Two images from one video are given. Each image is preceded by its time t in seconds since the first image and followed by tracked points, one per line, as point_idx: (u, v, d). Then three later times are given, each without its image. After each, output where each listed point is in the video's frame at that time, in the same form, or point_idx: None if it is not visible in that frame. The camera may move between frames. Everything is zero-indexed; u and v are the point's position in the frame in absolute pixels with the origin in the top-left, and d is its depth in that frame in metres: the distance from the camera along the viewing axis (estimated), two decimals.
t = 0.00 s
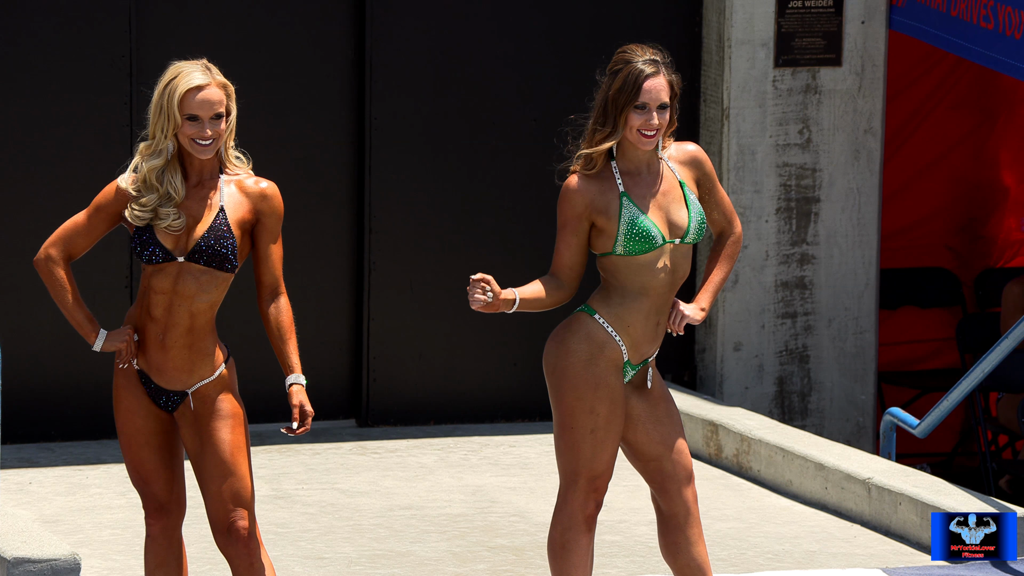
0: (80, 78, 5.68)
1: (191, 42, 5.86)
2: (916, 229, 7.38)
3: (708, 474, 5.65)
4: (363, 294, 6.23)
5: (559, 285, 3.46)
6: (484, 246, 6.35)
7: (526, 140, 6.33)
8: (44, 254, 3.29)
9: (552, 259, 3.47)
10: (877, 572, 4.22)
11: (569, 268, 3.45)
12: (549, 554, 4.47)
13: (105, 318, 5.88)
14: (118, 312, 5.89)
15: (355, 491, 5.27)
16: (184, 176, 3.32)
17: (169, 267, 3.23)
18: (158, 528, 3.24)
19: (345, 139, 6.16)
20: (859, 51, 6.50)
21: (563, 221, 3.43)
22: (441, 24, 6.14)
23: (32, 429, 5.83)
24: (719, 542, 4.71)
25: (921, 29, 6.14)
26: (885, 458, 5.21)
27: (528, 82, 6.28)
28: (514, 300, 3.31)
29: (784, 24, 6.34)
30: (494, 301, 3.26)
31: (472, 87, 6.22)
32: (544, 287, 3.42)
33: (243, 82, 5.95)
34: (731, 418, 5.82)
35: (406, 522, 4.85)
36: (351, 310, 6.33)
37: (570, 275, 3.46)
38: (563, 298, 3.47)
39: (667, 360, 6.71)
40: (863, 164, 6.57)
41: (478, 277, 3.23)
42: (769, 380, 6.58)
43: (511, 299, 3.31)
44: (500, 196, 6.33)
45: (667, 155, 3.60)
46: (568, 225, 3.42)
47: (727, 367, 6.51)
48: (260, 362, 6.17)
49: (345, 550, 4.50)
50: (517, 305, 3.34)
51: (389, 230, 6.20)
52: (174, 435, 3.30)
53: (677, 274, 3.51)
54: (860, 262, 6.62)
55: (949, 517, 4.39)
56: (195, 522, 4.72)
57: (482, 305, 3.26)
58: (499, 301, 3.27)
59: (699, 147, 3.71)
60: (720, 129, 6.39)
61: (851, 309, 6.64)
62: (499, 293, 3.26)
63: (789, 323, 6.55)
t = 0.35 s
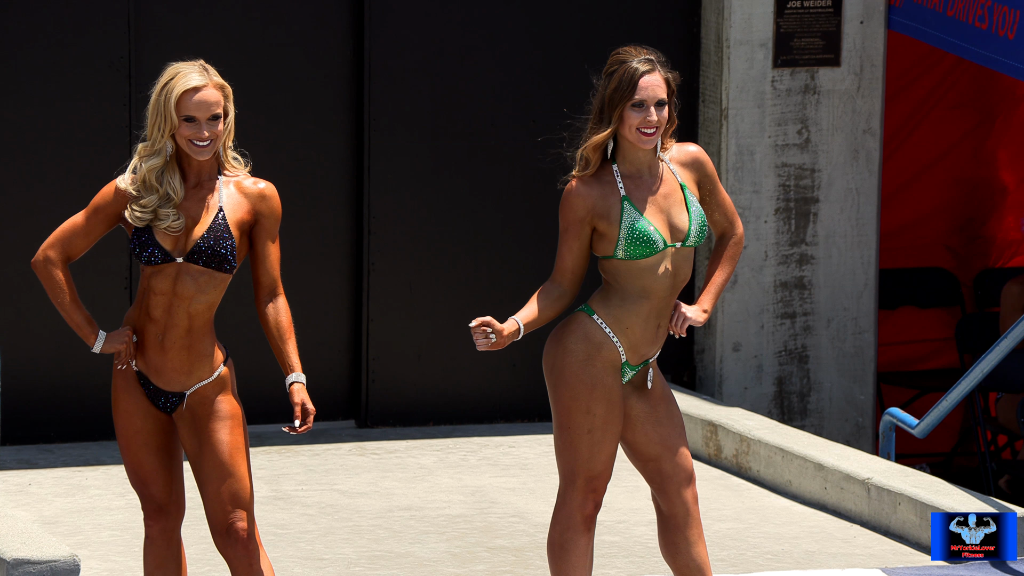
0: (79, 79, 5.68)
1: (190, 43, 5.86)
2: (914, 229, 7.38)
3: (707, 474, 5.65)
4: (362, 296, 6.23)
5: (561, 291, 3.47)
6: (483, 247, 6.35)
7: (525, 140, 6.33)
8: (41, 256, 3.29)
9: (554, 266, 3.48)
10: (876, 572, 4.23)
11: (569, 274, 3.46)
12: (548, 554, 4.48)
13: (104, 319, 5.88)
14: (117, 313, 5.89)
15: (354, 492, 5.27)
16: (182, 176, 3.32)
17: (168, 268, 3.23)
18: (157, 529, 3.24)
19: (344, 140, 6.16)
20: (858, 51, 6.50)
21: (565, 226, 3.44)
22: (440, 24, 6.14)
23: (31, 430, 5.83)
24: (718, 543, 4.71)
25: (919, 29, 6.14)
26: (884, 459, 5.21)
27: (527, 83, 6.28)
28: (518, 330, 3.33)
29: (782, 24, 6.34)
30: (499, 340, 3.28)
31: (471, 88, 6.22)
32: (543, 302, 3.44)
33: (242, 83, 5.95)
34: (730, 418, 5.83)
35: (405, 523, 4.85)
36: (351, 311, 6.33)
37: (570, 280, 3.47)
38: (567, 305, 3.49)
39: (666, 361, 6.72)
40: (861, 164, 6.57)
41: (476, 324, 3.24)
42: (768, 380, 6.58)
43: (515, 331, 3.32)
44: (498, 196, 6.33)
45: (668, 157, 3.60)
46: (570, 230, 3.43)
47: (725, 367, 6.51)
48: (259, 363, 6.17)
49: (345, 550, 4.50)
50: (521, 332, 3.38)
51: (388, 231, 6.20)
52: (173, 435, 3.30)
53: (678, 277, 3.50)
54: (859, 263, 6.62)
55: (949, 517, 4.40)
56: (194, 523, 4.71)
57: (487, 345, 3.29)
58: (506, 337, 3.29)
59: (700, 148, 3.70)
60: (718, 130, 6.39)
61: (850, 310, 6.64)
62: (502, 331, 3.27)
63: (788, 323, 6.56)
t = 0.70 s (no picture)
0: (76, 83, 5.68)
1: (187, 46, 5.86)
2: (912, 230, 7.38)
3: (705, 476, 5.65)
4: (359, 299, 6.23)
5: (554, 286, 3.48)
6: (481, 249, 6.35)
7: (522, 143, 6.33)
8: (35, 258, 3.29)
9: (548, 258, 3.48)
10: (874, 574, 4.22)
11: (563, 268, 3.47)
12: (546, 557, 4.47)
13: (101, 322, 5.87)
14: (114, 317, 5.88)
15: (352, 495, 5.26)
16: (178, 180, 3.32)
17: (164, 272, 3.23)
18: (154, 533, 3.23)
19: (341, 143, 6.16)
20: (854, 53, 6.50)
21: (562, 223, 3.44)
22: (436, 27, 6.14)
23: (28, 434, 5.82)
24: (717, 545, 4.71)
25: (916, 31, 6.14)
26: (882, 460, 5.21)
27: (524, 86, 6.29)
28: (513, 317, 3.36)
29: (779, 26, 6.35)
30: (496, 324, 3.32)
31: (469, 91, 6.22)
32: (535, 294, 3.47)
33: (239, 86, 5.94)
34: (728, 420, 5.82)
35: (403, 526, 4.85)
36: (348, 314, 6.33)
37: (563, 275, 3.48)
38: (557, 298, 3.51)
39: (663, 363, 6.71)
40: (859, 165, 6.57)
41: (476, 307, 3.26)
42: (765, 382, 6.58)
43: (511, 317, 3.35)
44: (496, 199, 6.33)
45: (668, 158, 3.60)
46: (566, 227, 3.43)
47: (723, 369, 6.51)
48: (257, 366, 6.16)
49: (343, 554, 4.50)
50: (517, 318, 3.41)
51: (385, 234, 6.20)
52: (169, 439, 3.30)
53: (676, 279, 3.51)
54: (857, 264, 6.62)
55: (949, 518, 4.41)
56: (192, 527, 4.71)
57: (483, 329, 3.32)
58: (501, 321, 3.32)
59: (700, 150, 3.71)
60: (715, 132, 6.39)
61: (848, 311, 6.64)
62: (499, 315, 3.30)
63: (785, 325, 6.55)
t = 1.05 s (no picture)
0: None
1: (97, 47, 5.78)
2: (821, 234, 7.53)
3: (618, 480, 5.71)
4: (272, 304, 6.19)
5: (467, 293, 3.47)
6: (395, 253, 6.33)
7: (436, 147, 6.32)
8: None
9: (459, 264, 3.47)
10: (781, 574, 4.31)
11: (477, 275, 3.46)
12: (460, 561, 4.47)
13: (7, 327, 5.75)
14: (21, 321, 5.77)
15: (264, 501, 5.21)
16: (85, 185, 3.28)
17: (71, 278, 3.19)
18: (61, 540, 3.20)
19: (254, 145, 6.11)
20: (766, 58, 6.58)
21: (474, 230, 3.45)
22: (350, 29, 6.11)
23: None
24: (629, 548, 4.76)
25: (824, 35, 6.24)
26: (794, 462, 5.32)
27: (438, 90, 6.29)
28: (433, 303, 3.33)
29: (692, 31, 6.44)
30: (418, 304, 3.29)
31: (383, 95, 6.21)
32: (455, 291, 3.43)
33: (150, 87, 5.87)
34: (641, 423, 5.88)
35: (316, 532, 4.82)
36: (261, 318, 6.28)
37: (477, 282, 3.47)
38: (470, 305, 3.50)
39: (577, 367, 6.76)
40: (771, 169, 6.65)
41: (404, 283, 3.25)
42: (678, 385, 6.67)
43: (431, 303, 3.33)
44: (410, 203, 6.32)
45: (581, 165, 3.63)
46: (480, 233, 3.44)
47: (636, 372, 6.59)
48: (167, 372, 6.07)
49: (254, 560, 4.46)
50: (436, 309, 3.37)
51: (299, 238, 6.16)
52: (77, 446, 3.24)
53: (588, 285, 3.54)
54: (769, 267, 6.72)
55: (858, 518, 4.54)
56: (101, 535, 4.62)
57: (404, 308, 3.30)
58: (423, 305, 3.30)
59: (612, 156, 3.75)
60: (629, 136, 6.46)
61: (760, 314, 6.75)
62: (421, 296, 3.29)
63: (698, 328, 6.65)
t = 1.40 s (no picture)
0: None
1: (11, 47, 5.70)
2: (740, 237, 7.67)
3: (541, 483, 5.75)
4: (193, 309, 6.13)
5: (388, 294, 3.46)
6: (316, 257, 6.30)
7: (358, 150, 6.30)
8: None
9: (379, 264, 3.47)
10: None
11: (397, 276, 3.47)
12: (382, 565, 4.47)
13: None
14: None
15: (184, 506, 5.16)
16: None
17: None
18: None
19: (173, 147, 6.05)
20: (685, 62, 6.68)
21: (394, 231, 3.45)
22: (271, 31, 6.08)
23: None
24: (551, 550, 4.80)
25: (743, 39, 6.34)
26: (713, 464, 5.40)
27: (360, 93, 6.28)
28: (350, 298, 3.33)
29: (612, 34, 6.50)
30: (336, 294, 3.28)
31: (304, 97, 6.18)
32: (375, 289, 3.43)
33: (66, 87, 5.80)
34: (563, 426, 5.93)
35: (237, 537, 4.78)
36: (181, 322, 6.22)
37: (398, 283, 3.48)
38: (391, 305, 3.49)
39: (499, 370, 6.79)
40: (690, 172, 6.75)
41: (325, 270, 3.23)
42: (600, 387, 6.73)
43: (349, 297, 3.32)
44: (331, 207, 6.29)
45: (501, 166, 3.66)
46: (399, 234, 3.44)
47: (558, 375, 6.63)
48: (85, 377, 5.98)
49: (174, 566, 4.41)
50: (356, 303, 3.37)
51: (219, 241, 6.11)
52: None
53: (509, 285, 3.56)
54: (689, 270, 6.81)
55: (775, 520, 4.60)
56: (17, 542, 4.54)
57: (324, 298, 3.26)
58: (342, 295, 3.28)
59: (532, 158, 3.78)
60: (549, 139, 6.50)
61: (681, 316, 6.83)
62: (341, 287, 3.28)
63: (619, 330, 6.71)
